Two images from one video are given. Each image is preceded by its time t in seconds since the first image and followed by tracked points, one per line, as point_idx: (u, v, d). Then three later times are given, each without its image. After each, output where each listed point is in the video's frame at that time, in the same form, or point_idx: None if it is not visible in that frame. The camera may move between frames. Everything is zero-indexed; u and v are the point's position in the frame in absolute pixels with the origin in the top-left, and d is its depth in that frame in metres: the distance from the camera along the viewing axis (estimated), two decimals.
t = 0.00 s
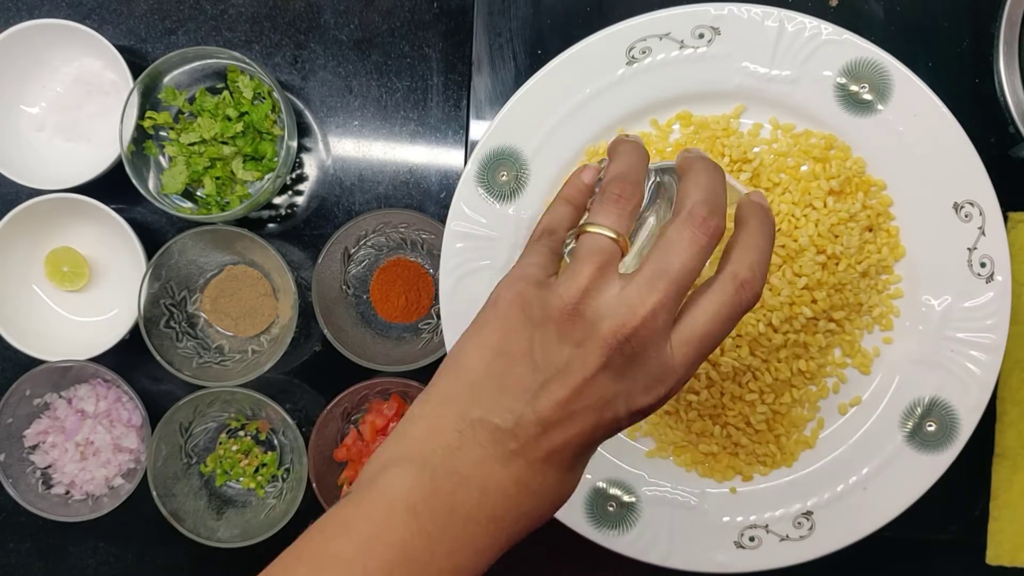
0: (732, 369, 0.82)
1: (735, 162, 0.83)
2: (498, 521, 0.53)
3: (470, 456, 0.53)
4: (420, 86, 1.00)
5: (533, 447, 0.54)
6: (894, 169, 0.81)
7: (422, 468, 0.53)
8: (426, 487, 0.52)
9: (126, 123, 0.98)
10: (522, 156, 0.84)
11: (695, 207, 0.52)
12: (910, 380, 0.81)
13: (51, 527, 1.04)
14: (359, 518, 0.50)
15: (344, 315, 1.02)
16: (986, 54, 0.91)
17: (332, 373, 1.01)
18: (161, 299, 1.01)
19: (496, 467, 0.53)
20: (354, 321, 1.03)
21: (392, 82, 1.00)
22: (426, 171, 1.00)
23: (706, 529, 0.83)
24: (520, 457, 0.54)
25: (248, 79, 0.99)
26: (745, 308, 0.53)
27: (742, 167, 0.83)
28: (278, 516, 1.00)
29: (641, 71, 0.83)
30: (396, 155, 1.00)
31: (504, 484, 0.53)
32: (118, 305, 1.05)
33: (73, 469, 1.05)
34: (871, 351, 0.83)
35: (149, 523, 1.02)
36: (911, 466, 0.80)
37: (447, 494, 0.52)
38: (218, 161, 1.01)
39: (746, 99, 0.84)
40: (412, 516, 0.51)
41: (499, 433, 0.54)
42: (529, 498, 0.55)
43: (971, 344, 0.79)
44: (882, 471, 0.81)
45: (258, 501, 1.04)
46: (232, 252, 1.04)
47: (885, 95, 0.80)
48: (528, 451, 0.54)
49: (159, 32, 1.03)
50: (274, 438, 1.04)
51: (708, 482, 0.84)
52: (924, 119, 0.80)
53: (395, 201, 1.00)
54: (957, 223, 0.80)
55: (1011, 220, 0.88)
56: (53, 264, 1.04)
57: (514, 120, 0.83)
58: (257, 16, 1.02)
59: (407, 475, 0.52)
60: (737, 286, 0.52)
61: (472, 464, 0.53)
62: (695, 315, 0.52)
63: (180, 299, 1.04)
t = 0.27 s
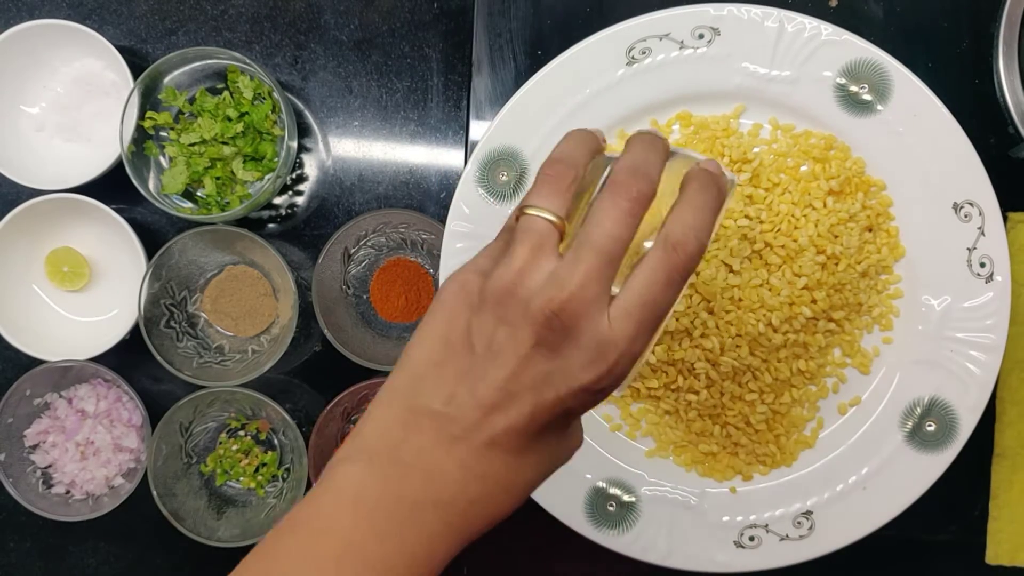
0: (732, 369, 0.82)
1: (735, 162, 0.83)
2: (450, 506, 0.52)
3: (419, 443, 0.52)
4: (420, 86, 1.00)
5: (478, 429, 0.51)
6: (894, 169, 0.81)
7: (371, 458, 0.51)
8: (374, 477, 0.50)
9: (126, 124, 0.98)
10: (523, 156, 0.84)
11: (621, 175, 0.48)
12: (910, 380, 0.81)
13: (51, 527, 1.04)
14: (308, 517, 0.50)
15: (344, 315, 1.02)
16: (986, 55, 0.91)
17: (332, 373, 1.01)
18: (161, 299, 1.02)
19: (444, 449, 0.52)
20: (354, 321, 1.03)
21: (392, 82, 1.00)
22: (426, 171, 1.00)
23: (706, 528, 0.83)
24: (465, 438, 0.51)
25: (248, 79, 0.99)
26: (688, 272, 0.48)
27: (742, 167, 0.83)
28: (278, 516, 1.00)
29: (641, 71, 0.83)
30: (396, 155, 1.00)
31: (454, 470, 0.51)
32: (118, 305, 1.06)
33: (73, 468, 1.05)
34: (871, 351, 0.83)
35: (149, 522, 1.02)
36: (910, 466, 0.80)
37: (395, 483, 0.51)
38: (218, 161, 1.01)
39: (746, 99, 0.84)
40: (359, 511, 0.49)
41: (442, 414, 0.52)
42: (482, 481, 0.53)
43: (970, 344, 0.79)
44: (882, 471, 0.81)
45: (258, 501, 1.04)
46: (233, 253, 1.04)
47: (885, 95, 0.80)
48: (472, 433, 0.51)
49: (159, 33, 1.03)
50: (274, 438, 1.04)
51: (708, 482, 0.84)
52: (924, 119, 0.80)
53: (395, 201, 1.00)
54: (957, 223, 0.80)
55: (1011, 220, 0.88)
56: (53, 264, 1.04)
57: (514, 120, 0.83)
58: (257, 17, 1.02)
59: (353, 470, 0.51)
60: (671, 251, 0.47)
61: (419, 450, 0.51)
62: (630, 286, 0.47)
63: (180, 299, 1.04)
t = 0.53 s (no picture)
0: (732, 369, 0.82)
1: (734, 162, 0.83)
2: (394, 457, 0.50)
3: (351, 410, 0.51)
4: (419, 86, 1.00)
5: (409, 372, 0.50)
6: (894, 169, 0.81)
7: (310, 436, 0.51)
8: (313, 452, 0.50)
9: (126, 124, 0.98)
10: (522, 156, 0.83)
11: (500, 110, 0.50)
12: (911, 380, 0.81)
13: (50, 527, 1.04)
14: (265, 500, 0.50)
15: (343, 316, 1.00)
16: (986, 55, 0.91)
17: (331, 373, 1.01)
18: (161, 299, 1.01)
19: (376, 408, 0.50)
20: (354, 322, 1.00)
21: (392, 82, 1.00)
22: (426, 171, 1.00)
23: (706, 529, 0.83)
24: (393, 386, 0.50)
25: (248, 79, 0.99)
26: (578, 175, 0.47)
27: (741, 167, 0.83)
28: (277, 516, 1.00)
29: (641, 70, 0.83)
30: (396, 155, 1.00)
31: (392, 424, 0.50)
32: (118, 306, 1.05)
33: (73, 469, 1.05)
34: (871, 351, 0.83)
35: (149, 522, 1.02)
36: (910, 466, 0.80)
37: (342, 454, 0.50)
38: (218, 161, 1.01)
39: (746, 99, 0.84)
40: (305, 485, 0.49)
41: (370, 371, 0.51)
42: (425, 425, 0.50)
43: (970, 344, 0.79)
44: (882, 471, 0.81)
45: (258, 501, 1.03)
46: (232, 252, 1.04)
47: (885, 95, 0.80)
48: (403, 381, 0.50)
49: (159, 33, 1.03)
50: (274, 439, 1.03)
51: (708, 482, 0.84)
52: (924, 119, 0.80)
53: (395, 201, 1.00)
54: (957, 223, 0.80)
55: (1011, 220, 0.88)
56: (52, 264, 1.04)
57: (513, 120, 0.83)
58: (257, 17, 1.02)
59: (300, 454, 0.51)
60: (554, 159, 0.47)
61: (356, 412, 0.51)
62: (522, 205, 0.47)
63: (180, 299, 1.04)
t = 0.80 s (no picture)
0: (732, 369, 0.82)
1: (735, 161, 0.83)
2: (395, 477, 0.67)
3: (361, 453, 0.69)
4: (419, 86, 1.00)
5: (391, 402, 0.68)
6: (895, 168, 0.81)
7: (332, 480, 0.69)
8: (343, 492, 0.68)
9: (126, 124, 0.98)
10: (522, 155, 0.84)
11: (378, 233, 0.72)
12: (911, 380, 0.81)
13: (50, 527, 1.04)
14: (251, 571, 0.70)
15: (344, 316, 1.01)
16: (986, 55, 0.91)
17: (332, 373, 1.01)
18: (161, 299, 1.02)
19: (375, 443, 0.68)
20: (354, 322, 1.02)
21: (392, 82, 1.00)
22: (425, 171, 1.00)
23: (706, 529, 0.82)
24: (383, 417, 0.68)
25: (248, 79, 0.99)
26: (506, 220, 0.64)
27: (741, 167, 0.83)
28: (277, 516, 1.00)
29: (641, 70, 0.83)
30: (396, 155, 1.00)
31: (327, 523, 0.67)
32: (118, 306, 1.05)
33: (73, 469, 1.05)
34: (871, 351, 0.83)
35: (149, 522, 1.02)
36: (910, 466, 0.80)
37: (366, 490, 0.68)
38: (218, 161, 1.01)
39: (746, 99, 0.84)
40: (271, 551, 0.68)
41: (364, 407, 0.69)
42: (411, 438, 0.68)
43: (970, 344, 0.79)
44: (882, 471, 0.81)
45: (258, 502, 1.03)
46: (232, 252, 1.03)
47: (885, 95, 0.80)
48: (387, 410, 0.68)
49: (159, 33, 1.03)
50: (274, 438, 1.03)
51: (708, 482, 0.84)
52: (925, 119, 0.80)
53: (394, 200, 1.00)
54: (957, 223, 0.80)
55: (1011, 220, 0.88)
56: (53, 264, 1.04)
57: (513, 120, 0.83)
58: (257, 17, 1.02)
59: (331, 511, 0.68)
60: (372, 241, 0.72)
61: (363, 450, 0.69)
62: (356, 299, 0.71)
63: (180, 299, 1.04)
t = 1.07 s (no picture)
0: (732, 369, 0.81)
1: (734, 161, 0.83)
2: None
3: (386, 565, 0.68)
4: (419, 86, 1.00)
5: (427, 533, 0.67)
6: (895, 169, 0.81)
7: None
8: None
9: (126, 124, 0.98)
10: (522, 155, 0.84)
11: (428, 518, 0.68)
12: (911, 380, 0.81)
13: (51, 527, 1.04)
14: None
15: (344, 315, 1.01)
16: (986, 54, 0.91)
17: (332, 373, 1.01)
18: (161, 299, 1.02)
19: None
20: (354, 321, 1.02)
21: (392, 82, 1.00)
22: (425, 171, 1.00)
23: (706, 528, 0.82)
24: (415, 544, 0.68)
25: (248, 79, 0.99)
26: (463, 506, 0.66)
27: (741, 167, 0.83)
28: (277, 516, 1.00)
29: (641, 71, 0.83)
30: (396, 154, 1.00)
31: None
32: (118, 306, 1.06)
33: (73, 469, 1.05)
34: (871, 352, 0.83)
35: (149, 522, 1.02)
36: (910, 466, 0.80)
37: None
38: (218, 161, 1.01)
39: (746, 99, 0.84)
40: None
41: (403, 537, 0.70)
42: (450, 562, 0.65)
43: (970, 344, 0.79)
44: (882, 471, 0.81)
45: (258, 501, 1.04)
46: (232, 252, 1.04)
47: (885, 95, 0.80)
48: (425, 541, 0.67)
49: (160, 33, 1.03)
50: (274, 438, 1.04)
51: (708, 482, 0.84)
52: (925, 119, 0.80)
53: (394, 200, 1.00)
54: (957, 223, 0.80)
55: (1011, 221, 0.88)
56: (53, 264, 1.04)
57: (514, 120, 0.83)
58: (257, 17, 1.02)
59: None
60: (421, 526, 0.68)
61: None
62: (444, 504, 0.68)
63: (180, 299, 1.04)
